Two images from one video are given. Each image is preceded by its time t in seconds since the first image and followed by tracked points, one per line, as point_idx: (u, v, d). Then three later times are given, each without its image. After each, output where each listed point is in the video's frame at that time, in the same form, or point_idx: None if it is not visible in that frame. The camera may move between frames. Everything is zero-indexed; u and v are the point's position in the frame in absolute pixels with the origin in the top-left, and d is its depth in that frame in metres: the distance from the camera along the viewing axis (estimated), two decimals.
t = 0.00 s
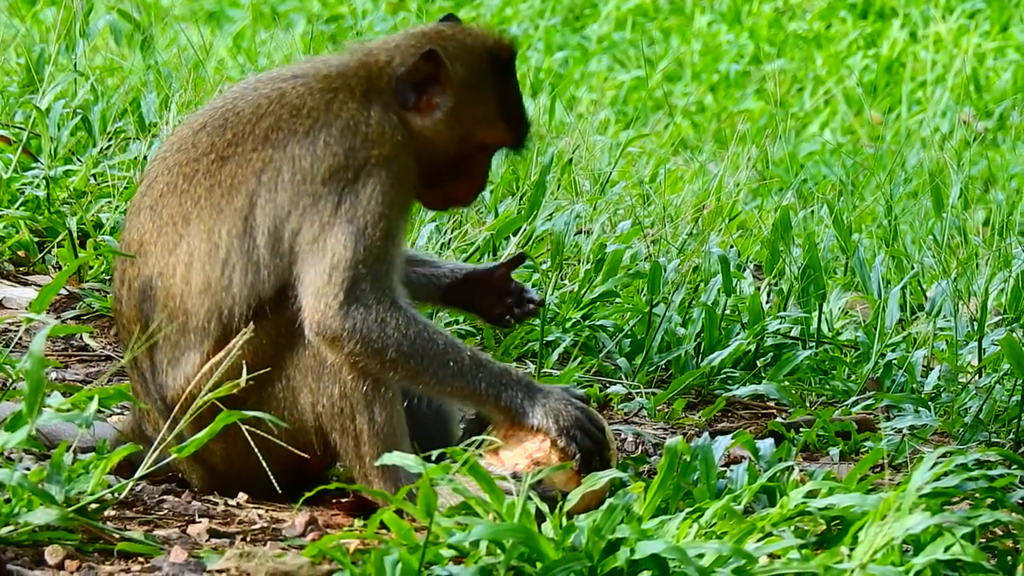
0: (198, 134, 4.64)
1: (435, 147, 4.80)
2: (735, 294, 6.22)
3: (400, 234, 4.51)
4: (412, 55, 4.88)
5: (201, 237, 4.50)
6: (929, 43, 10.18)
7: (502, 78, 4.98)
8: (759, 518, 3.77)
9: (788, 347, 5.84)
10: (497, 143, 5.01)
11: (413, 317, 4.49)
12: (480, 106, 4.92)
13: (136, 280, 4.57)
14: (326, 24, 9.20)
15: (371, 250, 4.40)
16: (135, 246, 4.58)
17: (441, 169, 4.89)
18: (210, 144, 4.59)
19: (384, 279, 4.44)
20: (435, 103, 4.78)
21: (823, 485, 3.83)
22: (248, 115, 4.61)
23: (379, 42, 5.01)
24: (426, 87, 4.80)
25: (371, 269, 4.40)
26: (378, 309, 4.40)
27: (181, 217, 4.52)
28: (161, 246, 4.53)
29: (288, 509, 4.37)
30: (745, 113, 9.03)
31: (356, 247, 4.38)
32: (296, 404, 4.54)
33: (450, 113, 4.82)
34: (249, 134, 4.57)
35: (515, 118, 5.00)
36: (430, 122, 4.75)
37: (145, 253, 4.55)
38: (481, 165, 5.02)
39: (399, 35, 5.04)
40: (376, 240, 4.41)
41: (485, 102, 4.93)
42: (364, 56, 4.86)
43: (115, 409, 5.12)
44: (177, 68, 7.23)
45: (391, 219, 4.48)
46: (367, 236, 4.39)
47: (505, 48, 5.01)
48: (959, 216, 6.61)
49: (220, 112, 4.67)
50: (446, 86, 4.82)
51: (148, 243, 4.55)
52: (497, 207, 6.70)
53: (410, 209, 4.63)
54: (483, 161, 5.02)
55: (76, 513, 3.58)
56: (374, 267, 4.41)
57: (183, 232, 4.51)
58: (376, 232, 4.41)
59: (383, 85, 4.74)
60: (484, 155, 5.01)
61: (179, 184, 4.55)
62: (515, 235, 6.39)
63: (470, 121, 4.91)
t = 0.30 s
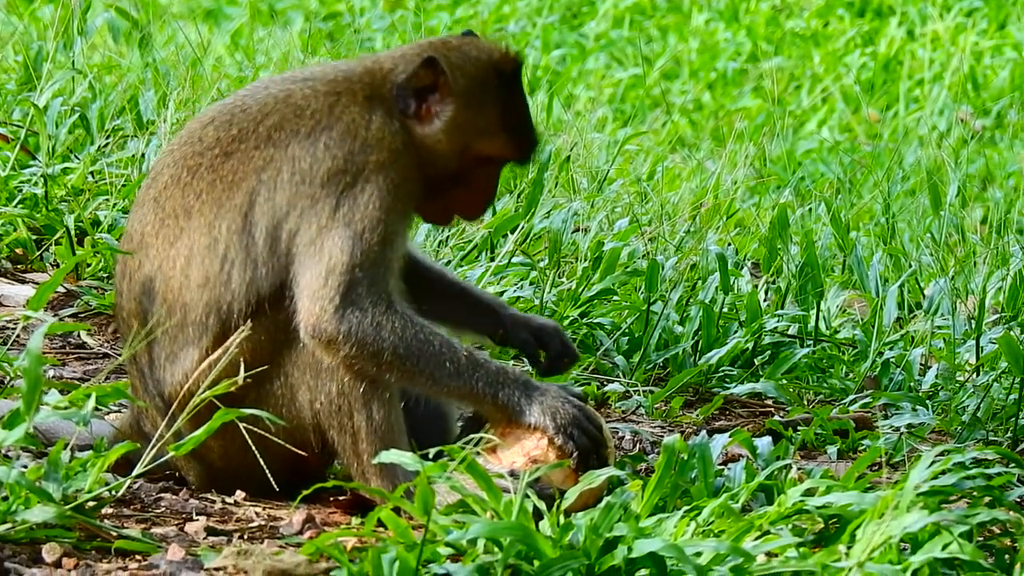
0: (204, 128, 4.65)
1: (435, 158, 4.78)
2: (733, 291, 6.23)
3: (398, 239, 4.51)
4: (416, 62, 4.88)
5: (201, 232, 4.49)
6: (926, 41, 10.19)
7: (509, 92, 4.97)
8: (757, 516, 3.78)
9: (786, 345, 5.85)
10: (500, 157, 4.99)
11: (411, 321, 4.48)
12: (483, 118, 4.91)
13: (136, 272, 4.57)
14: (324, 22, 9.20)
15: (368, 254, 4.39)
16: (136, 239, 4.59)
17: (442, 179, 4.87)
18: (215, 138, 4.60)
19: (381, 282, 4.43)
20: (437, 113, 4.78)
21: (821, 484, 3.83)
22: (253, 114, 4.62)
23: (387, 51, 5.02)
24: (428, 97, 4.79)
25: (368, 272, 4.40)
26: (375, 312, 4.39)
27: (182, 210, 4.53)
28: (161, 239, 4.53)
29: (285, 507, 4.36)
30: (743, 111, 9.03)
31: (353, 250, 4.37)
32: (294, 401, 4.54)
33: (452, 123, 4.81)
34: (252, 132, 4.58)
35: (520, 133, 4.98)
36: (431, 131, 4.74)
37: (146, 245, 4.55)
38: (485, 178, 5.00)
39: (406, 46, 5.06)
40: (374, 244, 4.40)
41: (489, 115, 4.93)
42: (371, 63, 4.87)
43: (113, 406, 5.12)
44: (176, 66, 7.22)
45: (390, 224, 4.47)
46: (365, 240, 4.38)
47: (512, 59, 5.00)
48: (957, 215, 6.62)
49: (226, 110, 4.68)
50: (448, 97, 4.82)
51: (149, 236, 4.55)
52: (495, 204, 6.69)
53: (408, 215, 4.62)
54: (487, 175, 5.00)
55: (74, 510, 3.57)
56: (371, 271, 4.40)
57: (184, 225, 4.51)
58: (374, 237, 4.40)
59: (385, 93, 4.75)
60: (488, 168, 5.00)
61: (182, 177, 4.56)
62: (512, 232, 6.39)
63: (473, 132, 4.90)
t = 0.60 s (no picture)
0: (211, 129, 4.67)
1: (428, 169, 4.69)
2: (731, 292, 6.22)
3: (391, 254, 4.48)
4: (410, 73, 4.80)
5: (199, 235, 4.51)
6: (925, 42, 10.19)
7: (502, 102, 4.87)
8: (755, 517, 3.78)
9: (785, 346, 5.86)
10: (498, 168, 4.87)
11: (406, 334, 4.46)
12: (478, 130, 4.82)
13: (138, 270, 4.60)
14: (323, 23, 9.19)
15: (360, 269, 4.38)
16: (140, 238, 4.62)
17: (436, 192, 4.76)
18: (219, 141, 4.61)
19: (373, 296, 4.41)
20: (430, 125, 4.70)
21: (818, 485, 3.83)
22: (254, 121, 4.62)
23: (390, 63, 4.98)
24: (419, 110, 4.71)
25: (361, 287, 4.38)
26: (366, 326, 4.37)
27: (184, 210, 4.55)
28: (163, 238, 4.56)
29: (282, 508, 4.36)
30: (742, 112, 9.03)
31: (345, 265, 4.36)
32: (292, 400, 4.55)
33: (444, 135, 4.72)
34: (253, 137, 4.58)
35: (516, 144, 4.86)
36: (424, 143, 4.66)
37: (148, 244, 4.58)
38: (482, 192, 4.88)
39: (406, 59, 5.00)
40: (365, 260, 4.38)
41: (482, 127, 4.82)
42: (371, 75, 4.83)
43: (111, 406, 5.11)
44: (174, 66, 7.21)
45: (383, 240, 4.45)
46: (355, 256, 4.37)
47: (506, 69, 4.90)
48: (955, 215, 6.62)
49: (230, 114, 4.69)
50: (442, 109, 4.74)
51: (152, 235, 4.58)
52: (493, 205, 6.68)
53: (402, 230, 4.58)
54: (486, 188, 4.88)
55: (71, 511, 3.57)
56: (363, 285, 4.39)
57: (185, 226, 4.53)
58: (365, 252, 4.38)
59: (377, 108, 4.69)
60: (486, 181, 4.88)
61: (185, 177, 4.59)
62: (510, 233, 6.39)
63: (467, 145, 4.80)
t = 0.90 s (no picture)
0: (203, 135, 4.67)
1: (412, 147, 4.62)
2: (728, 296, 6.23)
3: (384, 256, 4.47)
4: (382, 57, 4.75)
5: (193, 244, 4.53)
6: (922, 46, 10.20)
7: (480, 69, 4.76)
8: (751, 520, 3.77)
9: (781, 349, 5.88)
10: (486, 134, 4.75)
11: (401, 337, 4.45)
12: (458, 98, 4.72)
13: (134, 277, 4.62)
14: (320, 27, 9.19)
15: (350, 276, 4.37)
16: (136, 245, 4.64)
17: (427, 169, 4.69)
18: (210, 147, 4.61)
19: (367, 301, 4.41)
20: (406, 105, 4.65)
21: (815, 489, 3.83)
22: (243, 128, 4.62)
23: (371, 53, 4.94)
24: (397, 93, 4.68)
25: (353, 292, 4.38)
26: (360, 333, 4.37)
27: (177, 217, 4.57)
28: (158, 245, 4.58)
29: (280, 511, 4.36)
30: (739, 116, 9.04)
31: (335, 273, 4.36)
32: (290, 403, 4.55)
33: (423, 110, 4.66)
34: (241, 144, 4.59)
35: (499, 107, 4.75)
36: (402, 125, 4.61)
37: (144, 251, 4.61)
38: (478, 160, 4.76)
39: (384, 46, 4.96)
40: (356, 266, 4.38)
41: (460, 95, 4.72)
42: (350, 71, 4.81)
43: (108, 410, 5.11)
44: (171, 70, 7.21)
45: (374, 245, 4.44)
46: (345, 263, 4.36)
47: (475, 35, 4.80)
48: (952, 219, 6.62)
49: (221, 119, 4.70)
50: (419, 87, 4.69)
51: (147, 242, 4.61)
52: (490, 208, 6.68)
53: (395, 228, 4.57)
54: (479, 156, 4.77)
55: (68, 515, 3.58)
56: (355, 292, 4.38)
57: (179, 233, 4.56)
58: (356, 258, 4.38)
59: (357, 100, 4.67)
60: (480, 149, 4.77)
61: (177, 184, 4.59)
62: (508, 237, 6.40)
63: (450, 116, 4.70)
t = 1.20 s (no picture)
0: (205, 131, 4.67)
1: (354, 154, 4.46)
2: (725, 298, 6.23)
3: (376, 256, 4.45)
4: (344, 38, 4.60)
5: (191, 242, 4.56)
6: (920, 48, 10.21)
7: (394, 55, 4.35)
8: (749, 522, 3.77)
9: (779, 351, 5.87)
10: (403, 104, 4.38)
11: (396, 339, 4.45)
12: (373, 93, 4.40)
13: (137, 273, 4.66)
14: (317, 28, 9.20)
15: (342, 278, 4.37)
16: (139, 241, 4.68)
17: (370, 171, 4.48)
18: (212, 143, 4.60)
19: (361, 302, 4.41)
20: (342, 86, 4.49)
21: (812, 490, 3.84)
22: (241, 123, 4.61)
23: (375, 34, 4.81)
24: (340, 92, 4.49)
25: (347, 295, 4.38)
26: (355, 335, 4.37)
27: (177, 214, 4.59)
28: (159, 241, 4.61)
29: (277, 512, 4.36)
30: (736, 117, 9.04)
31: (327, 275, 4.36)
32: (290, 403, 4.57)
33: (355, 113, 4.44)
34: (237, 140, 4.57)
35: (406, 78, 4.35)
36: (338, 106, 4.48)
37: (146, 248, 4.64)
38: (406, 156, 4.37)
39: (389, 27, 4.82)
40: (347, 267, 4.37)
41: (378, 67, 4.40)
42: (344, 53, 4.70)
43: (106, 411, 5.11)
44: (168, 71, 7.21)
45: (365, 246, 4.43)
46: (337, 266, 4.36)
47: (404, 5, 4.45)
48: (949, 221, 6.62)
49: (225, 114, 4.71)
50: (350, 85, 4.44)
51: (149, 239, 4.64)
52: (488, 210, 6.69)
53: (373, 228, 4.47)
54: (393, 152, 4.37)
55: (65, 515, 3.57)
56: (348, 294, 4.38)
57: (179, 229, 4.58)
58: (346, 260, 4.37)
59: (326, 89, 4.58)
60: (420, 142, 4.38)
61: (178, 181, 4.62)
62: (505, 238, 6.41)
63: (372, 114, 4.41)
